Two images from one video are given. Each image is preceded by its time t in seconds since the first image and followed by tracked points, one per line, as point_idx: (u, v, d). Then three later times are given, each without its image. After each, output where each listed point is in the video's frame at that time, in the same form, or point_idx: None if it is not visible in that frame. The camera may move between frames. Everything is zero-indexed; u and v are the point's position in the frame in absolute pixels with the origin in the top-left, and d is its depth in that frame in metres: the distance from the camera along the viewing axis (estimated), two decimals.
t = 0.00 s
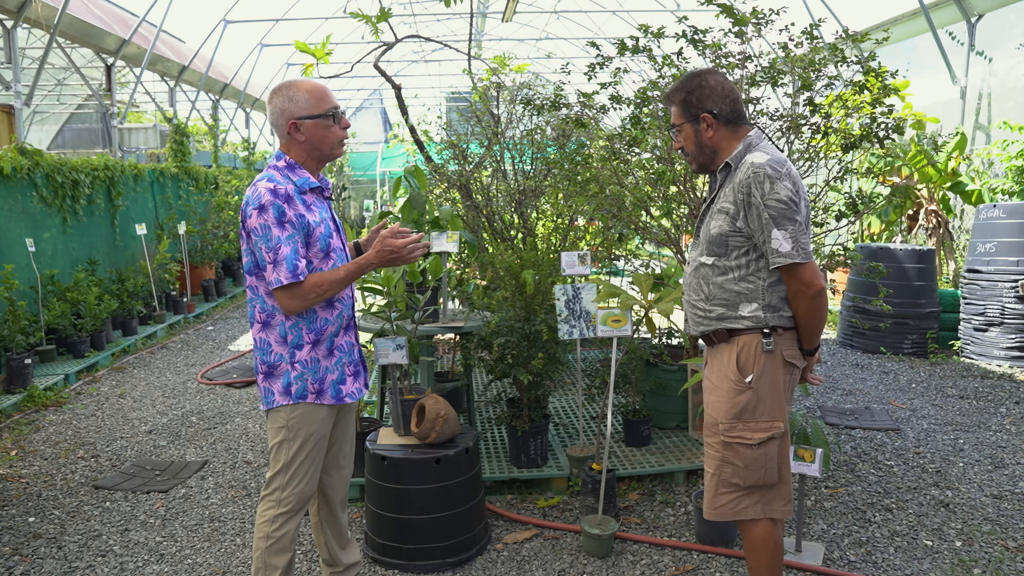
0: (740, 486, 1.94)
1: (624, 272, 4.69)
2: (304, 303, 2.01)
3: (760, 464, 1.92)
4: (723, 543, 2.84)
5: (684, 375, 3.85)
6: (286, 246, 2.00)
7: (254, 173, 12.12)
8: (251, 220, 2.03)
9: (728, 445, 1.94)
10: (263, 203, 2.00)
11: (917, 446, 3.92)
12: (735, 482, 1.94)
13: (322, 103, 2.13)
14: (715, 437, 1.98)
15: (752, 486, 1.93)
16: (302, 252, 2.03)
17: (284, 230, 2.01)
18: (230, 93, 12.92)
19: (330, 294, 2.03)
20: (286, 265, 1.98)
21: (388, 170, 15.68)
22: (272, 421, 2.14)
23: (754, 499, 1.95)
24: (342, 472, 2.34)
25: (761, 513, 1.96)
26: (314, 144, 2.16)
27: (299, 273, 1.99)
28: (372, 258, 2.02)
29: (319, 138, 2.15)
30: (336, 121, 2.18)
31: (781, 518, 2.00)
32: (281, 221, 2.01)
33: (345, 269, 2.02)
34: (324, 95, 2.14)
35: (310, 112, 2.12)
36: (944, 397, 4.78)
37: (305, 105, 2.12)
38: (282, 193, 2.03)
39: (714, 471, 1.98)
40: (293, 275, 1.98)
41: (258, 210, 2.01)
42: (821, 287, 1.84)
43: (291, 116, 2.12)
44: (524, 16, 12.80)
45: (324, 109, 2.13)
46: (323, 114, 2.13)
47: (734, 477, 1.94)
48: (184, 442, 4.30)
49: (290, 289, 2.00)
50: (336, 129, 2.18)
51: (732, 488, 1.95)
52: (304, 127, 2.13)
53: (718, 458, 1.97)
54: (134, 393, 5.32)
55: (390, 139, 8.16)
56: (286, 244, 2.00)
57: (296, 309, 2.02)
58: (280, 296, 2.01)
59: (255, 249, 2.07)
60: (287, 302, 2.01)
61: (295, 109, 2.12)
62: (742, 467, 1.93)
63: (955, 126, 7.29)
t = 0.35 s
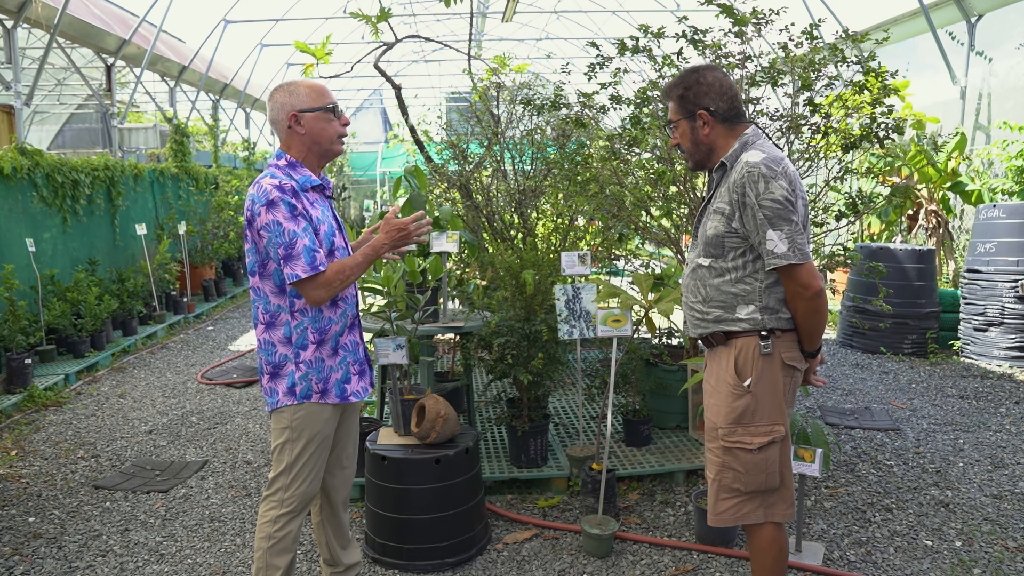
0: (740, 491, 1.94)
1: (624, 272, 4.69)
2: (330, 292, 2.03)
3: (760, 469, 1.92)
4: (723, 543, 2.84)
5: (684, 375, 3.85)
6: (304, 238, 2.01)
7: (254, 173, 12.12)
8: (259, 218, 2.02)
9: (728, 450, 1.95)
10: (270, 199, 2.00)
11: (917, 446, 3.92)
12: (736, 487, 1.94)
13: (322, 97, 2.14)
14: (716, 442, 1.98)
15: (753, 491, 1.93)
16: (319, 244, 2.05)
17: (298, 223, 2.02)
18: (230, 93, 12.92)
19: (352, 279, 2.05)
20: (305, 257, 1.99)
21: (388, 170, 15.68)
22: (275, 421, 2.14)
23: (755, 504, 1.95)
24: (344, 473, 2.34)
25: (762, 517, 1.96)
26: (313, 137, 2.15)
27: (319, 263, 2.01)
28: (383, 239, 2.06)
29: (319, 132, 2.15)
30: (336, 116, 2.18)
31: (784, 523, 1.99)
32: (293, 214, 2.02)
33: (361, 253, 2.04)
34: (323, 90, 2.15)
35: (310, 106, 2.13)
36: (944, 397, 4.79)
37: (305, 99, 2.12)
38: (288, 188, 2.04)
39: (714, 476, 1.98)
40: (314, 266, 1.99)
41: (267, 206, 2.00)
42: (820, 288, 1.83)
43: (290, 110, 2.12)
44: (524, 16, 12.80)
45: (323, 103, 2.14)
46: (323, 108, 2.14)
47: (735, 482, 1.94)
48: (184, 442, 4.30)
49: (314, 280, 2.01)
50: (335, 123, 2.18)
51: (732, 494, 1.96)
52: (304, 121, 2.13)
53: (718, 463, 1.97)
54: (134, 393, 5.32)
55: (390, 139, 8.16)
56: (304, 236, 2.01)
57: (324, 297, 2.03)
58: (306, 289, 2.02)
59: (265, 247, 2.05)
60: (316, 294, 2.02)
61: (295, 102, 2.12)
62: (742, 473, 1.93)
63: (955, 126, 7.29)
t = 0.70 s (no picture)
0: (739, 497, 1.95)
1: (624, 272, 4.69)
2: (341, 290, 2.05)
3: (759, 474, 1.92)
4: (723, 543, 2.84)
5: (684, 375, 3.86)
6: (310, 237, 2.01)
7: (254, 173, 12.12)
8: (263, 217, 2.02)
9: (726, 455, 1.95)
10: (274, 198, 2.00)
11: (917, 446, 3.92)
12: (734, 493, 1.95)
13: (327, 98, 2.14)
14: (714, 446, 1.99)
15: (752, 496, 1.93)
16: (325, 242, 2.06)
17: (302, 222, 2.02)
18: (230, 93, 12.92)
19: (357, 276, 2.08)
20: (309, 257, 2.00)
21: (388, 170, 15.69)
22: (276, 422, 2.15)
23: (754, 509, 1.95)
24: (344, 473, 2.34)
25: (761, 522, 1.96)
26: (317, 137, 2.16)
27: (324, 262, 2.02)
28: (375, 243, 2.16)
29: (323, 132, 2.16)
30: (341, 117, 2.19)
31: (784, 528, 1.99)
32: (299, 213, 2.02)
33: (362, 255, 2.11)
34: (329, 91, 2.16)
35: (316, 106, 2.13)
36: (944, 397, 4.79)
37: (311, 99, 2.12)
38: (293, 187, 2.04)
39: (713, 481, 1.99)
40: (318, 266, 2.01)
41: (271, 205, 2.00)
42: (820, 292, 1.83)
43: (296, 109, 2.12)
44: (524, 16, 12.80)
45: (329, 103, 2.14)
46: (329, 108, 2.14)
47: (733, 487, 1.95)
48: (184, 442, 4.30)
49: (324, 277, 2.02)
50: (340, 124, 2.19)
51: (731, 499, 1.96)
52: (309, 120, 2.14)
53: (717, 468, 1.98)
54: (134, 393, 5.32)
55: (390, 139, 8.16)
56: (308, 235, 2.01)
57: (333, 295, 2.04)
58: (313, 288, 2.02)
59: (269, 247, 2.05)
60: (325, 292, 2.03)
61: (302, 101, 2.12)
62: (741, 478, 1.93)
63: (955, 126, 7.30)
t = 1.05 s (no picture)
0: (739, 500, 1.94)
1: (624, 272, 4.69)
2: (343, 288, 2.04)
3: (759, 478, 1.92)
4: (723, 543, 2.84)
5: (684, 375, 3.85)
6: (313, 236, 2.01)
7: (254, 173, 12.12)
8: (266, 215, 2.02)
9: (726, 458, 1.94)
10: (280, 196, 2.00)
11: (917, 446, 3.92)
12: (734, 497, 1.94)
13: (336, 100, 2.14)
14: (714, 450, 1.98)
15: (751, 500, 1.93)
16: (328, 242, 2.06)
17: (307, 221, 2.02)
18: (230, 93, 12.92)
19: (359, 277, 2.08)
20: (311, 256, 2.00)
21: (388, 170, 15.68)
22: (274, 422, 2.14)
23: (754, 513, 1.95)
24: (343, 473, 2.34)
25: (761, 526, 1.95)
26: (323, 138, 2.16)
27: (325, 261, 2.02)
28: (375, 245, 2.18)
29: (330, 133, 2.15)
30: (349, 119, 2.19)
31: (784, 531, 1.99)
32: (302, 213, 2.02)
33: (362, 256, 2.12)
34: (340, 92, 2.16)
35: (324, 106, 2.13)
36: (944, 397, 4.78)
37: (320, 100, 2.12)
38: (297, 186, 2.04)
39: (713, 484, 1.98)
40: (320, 264, 2.01)
41: (274, 203, 2.00)
42: (823, 296, 1.83)
43: (305, 108, 2.12)
44: (524, 16, 12.79)
45: (337, 105, 2.14)
46: (337, 110, 2.14)
47: (733, 491, 1.94)
48: (184, 442, 4.30)
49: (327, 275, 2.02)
50: (348, 126, 2.19)
51: (730, 502, 1.95)
52: (317, 120, 2.14)
53: (717, 471, 1.97)
54: (134, 393, 5.32)
55: (390, 139, 8.16)
56: (312, 233, 2.02)
57: (333, 294, 2.03)
58: (314, 285, 2.02)
59: (270, 244, 2.05)
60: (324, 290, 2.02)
61: (311, 101, 2.12)
62: (740, 482, 1.93)
63: (955, 126, 7.30)
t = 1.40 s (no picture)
0: (739, 503, 1.94)
1: (624, 272, 4.69)
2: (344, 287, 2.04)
3: (759, 481, 1.92)
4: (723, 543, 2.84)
5: (684, 375, 3.85)
6: (313, 234, 2.01)
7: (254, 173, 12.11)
8: (266, 214, 2.02)
9: (726, 461, 1.94)
10: (280, 196, 2.00)
11: (917, 446, 3.92)
12: (734, 499, 1.94)
13: (334, 99, 2.14)
14: (714, 452, 1.98)
15: (752, 503, 1.93)
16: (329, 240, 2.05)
17: (307, 220, 2.02)
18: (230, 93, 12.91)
19: (361, 276, 2.09)
20: (312, 254, 2.00)
21: (388, 170, 15.69)
22: (275, 421, 2.14)
23: (754, 515, 1.95)
24: (344, 473, 2.34)
25: (761, 529, 1.95)
26: (322, 137, 2.15)
27: (327, 260, 2.02)
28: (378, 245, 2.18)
29: (329, 132, 2.15)
30: (347, 118, 2.18)
31: (784, 533, 1.99)
32: (302, 211, 2.01)
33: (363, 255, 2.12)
34: (337, 92, 2.16)
35: (322, 106, 2.13)
36: (944, 397, 4.78)
37: (318, 99, 2.12)
38: (297, 185, 2.04)
39: (713, 486, 1.98)
40: (321, 263, 2.01)
41: (274, 203, 2.00)
42: (824, 299, 1.83)
43: (302, 108, 2.12)
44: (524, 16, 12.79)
45: (335, 104, 2.14)
46: (334, 109, 2.14)
47: (733, 494, 1.94)
48: (184, 442, 4.30)
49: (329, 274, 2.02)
50: (346, 125, 2.19)
51: (730, 505, 1.96)
52: (314, 120, 2.14)
53: (717, 474, 1.97)
54: (134, 393, 5.32)
55: (390, 139, 8.15)
56: (312, 232, 2.01)
57: (335, 293, 2.03)
58: (316, 284, 2.01)
59: (271, 244, 2.05)
60: (326, 289, 2.02)
61: (308, 100, 2.12)
62: (740, 484, 1.93)
63: (955, 126, 7.29)
